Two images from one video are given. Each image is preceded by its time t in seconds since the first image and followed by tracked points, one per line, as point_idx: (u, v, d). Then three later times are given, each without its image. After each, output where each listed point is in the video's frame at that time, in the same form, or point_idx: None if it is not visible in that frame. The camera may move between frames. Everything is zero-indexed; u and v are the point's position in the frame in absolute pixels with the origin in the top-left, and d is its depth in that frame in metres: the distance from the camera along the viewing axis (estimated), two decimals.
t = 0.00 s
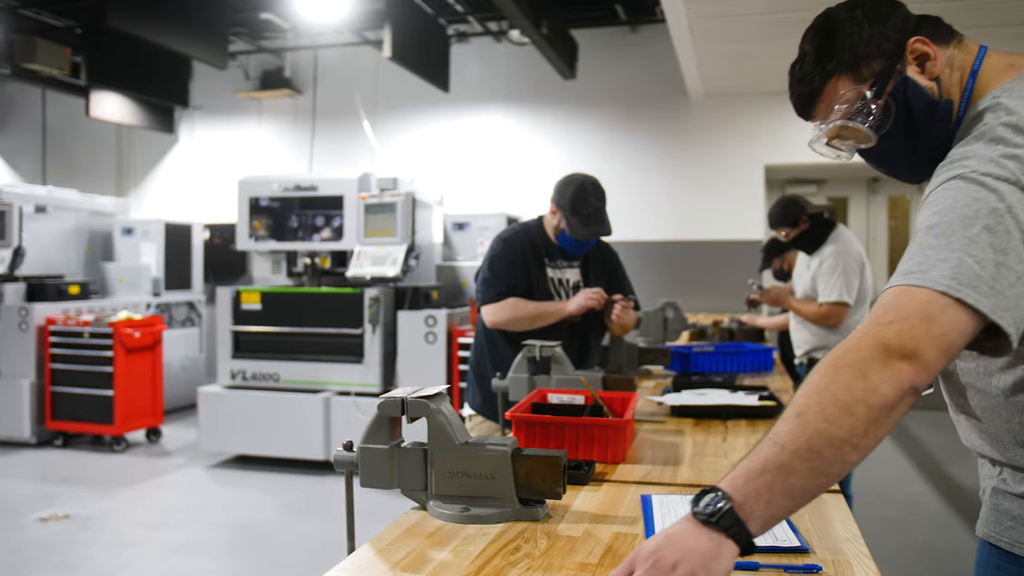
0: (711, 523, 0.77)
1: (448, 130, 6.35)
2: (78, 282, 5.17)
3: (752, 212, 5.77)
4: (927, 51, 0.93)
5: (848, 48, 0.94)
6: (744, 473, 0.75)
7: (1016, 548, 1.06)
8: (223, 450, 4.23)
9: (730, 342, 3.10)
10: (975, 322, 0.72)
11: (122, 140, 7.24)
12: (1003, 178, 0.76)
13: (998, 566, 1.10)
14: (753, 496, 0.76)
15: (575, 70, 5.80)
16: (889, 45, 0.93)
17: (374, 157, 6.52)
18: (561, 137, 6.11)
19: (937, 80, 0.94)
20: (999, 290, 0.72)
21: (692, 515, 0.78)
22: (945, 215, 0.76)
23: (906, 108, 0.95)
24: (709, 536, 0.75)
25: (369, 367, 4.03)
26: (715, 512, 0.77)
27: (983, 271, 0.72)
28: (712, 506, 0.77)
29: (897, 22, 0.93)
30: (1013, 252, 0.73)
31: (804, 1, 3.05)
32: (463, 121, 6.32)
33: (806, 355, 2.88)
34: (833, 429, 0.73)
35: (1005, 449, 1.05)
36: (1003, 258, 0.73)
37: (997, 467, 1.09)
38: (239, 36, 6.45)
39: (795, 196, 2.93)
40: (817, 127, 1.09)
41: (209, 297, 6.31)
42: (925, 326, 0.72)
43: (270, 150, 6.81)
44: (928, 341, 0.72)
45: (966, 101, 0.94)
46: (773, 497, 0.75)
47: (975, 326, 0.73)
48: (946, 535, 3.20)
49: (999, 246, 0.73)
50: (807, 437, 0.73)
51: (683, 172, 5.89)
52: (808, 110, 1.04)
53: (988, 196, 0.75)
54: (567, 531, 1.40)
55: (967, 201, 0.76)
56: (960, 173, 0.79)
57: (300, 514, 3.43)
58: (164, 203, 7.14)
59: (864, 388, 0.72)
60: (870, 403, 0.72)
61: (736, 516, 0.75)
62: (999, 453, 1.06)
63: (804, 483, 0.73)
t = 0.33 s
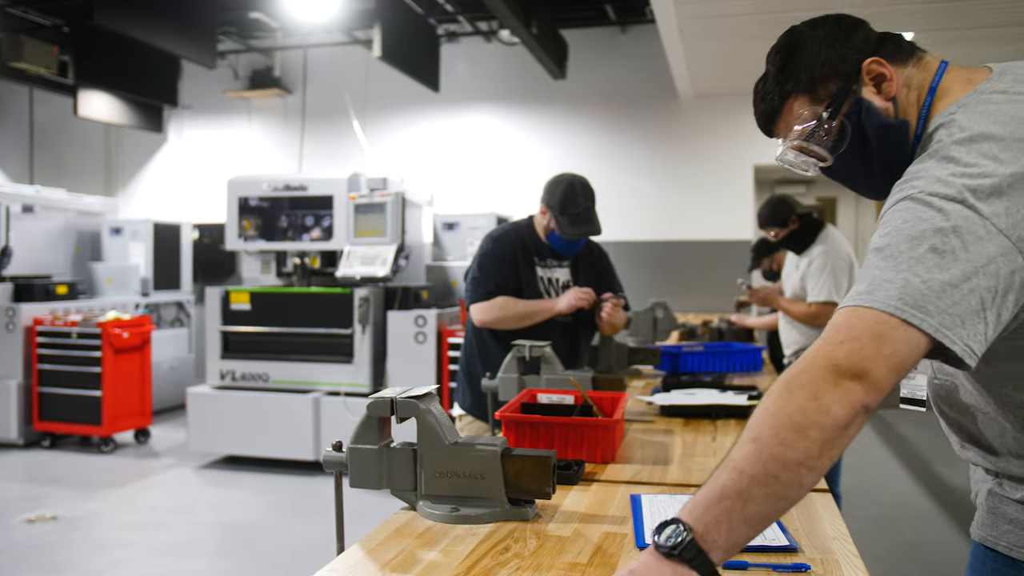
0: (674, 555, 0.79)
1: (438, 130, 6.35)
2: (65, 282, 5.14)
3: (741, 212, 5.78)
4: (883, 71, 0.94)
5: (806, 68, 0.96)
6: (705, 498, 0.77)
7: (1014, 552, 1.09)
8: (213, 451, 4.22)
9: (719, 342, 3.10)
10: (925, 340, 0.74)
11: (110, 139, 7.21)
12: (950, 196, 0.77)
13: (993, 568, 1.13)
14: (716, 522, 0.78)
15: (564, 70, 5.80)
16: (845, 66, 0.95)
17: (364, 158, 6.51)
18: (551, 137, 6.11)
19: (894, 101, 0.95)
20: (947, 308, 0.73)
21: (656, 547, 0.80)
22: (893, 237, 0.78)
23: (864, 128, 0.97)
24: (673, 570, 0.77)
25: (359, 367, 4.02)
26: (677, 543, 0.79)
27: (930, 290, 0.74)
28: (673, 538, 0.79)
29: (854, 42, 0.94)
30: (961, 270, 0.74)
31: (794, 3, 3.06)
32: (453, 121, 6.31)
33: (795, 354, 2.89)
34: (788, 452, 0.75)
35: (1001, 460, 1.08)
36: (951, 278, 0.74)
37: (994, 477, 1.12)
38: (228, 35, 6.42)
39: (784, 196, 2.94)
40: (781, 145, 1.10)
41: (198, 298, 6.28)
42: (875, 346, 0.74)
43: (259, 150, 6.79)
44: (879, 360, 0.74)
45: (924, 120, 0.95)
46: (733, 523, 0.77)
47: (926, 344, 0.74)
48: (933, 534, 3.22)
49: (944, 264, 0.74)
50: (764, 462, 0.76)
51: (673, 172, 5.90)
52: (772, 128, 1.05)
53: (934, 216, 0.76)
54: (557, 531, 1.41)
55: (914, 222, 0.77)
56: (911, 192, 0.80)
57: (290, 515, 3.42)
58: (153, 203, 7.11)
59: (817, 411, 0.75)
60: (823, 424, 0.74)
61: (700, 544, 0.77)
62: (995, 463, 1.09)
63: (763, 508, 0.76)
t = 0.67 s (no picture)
0: (651, 564, 0.79)
1: (428, 130, 6.34)
2: (53, 282, 5.11)
3: (730, 213, 5.80)
4: (848, 92, 0.96)
5: (774, 90, 1.00)
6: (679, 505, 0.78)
7: (1011, 552, 1.10)
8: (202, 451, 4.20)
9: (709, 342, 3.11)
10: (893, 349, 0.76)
11: (99, 139, 7.18)
12: (912, 204, 0.79)
13: (989, 568, 1.14)
14: (692, 531, 0.79)
15: (554, 70, 5.80)
16: (809, 88, 0.98)
17: (353, 157, 6.49)
18: (541, 138, 6.11)
19: (858, 122, 0.97)
20: (913, 313, 0.75)
21: (633, 558, 0.81)
22: (858, 249, 0.80)
23: (829, 149, 1.00)
24: None
25: (349, 367, 4.01)
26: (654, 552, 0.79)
27: (894, 295, 0.75)
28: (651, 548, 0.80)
29: (818, 65, 0.97)
30: (925, 275, 0.75)
31: (783, 3, 3.06)
32: (443, 121, 6.31)
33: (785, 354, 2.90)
34: (762, 461, 0.77)
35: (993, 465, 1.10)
36: (915, 283, 0.75)
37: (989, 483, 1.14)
38: (217, 35, 6.41)
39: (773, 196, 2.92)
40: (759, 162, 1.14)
41: (187, 298, 6.25)
42: (843, 355, 0.76)
43: (248, 150, 6.77)
44: (848, 369, 0.76)
45: (889, 137, 0.96)
46: (710, 533, 0.78)
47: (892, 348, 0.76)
48: (921, 533, 3.23)
49: (909, 269, 0.76)
50: (738, 471, 0.77)
51: (663, 172, 5.91)
52: (745, 145, 1.09)
53: (897, 226, 0.79)
54: (546, 531, 1.41)
55: (878, 233, 0.79)
56: (878, 205, 0.83)
57: (280, 515, 3.41)
58: (141, 202, 7.07)
59: (790, 420, 0.76)
60: (796, 434, 0.76)
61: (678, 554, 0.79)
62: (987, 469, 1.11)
63: (739, 516, 0.77)
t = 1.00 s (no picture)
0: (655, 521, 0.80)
1: (418, 130, 6.34)
2: (41, 282, 5.10)
3: (719, 213, 5.82)
4: (822, 109, 0.98)
5: (753, 111, 1.03)
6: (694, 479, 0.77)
7: (996, 545, 1.10)
8: (192, 452, 4.19)
9: (699, 341, 3.12)
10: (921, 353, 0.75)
11: (87, 138, 7.15)
12: (911, 208, 0.79)
13: (978, 562, 1.14)
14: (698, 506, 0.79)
15: (545, 70, 5.80)
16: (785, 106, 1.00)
17: (343, 157, 6.49)
18: (531, 137, 6.12)
19: (834, 137, 0.98)
20: (926, 317, 0.75)
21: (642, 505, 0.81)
22: (859, 259, 0.80)
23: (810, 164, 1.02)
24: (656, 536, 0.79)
25: (339, 368, 4.01)
26: (662, 513, 0.80)
27: (904, 302, 0.76)
28: (661, 509, 0.79)
29: (792, 84, 0.99)
30: (933, 279, 0.76)
31: (773, 3, 3.07)
32: (433, 120, 6.30)
33: (775, 353, 2.91)
34: (790, 461, 0.75)
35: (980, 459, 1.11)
36: (923, 289, 0.75)
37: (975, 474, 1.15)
38: (207, 34, 6.39)
39: (763, 196, 2.93)
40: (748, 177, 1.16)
41: (177, 298, 6.24)
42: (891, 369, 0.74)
43: (238, 149, 6.75)
44: (895, 387, 0.74)
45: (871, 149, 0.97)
46: (717, 513, 0.78)
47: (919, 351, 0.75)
48: (909, 531, 3.25)
49: (915, 275, 0.76)
50: (762, 463, 0.76)
51: (652, 172, 5.93)
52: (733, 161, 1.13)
53: (894, 232, 0.79)
54: (536, 530, 1.40)
55: (876, 242, 0.80)
56: (874, 211, 0.82)
57: (271, 516, 3.40)
58: (130, 202, 7.04)
59: (829, 429, 0.75)
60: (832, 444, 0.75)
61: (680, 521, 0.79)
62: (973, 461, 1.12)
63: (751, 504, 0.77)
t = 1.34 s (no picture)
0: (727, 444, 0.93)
1: (409, 130, 6.33)
2: (29, 282, 5.15)
3: (709, 213, 5.84)
4: (801, 126, 1.05)
5: (751, 129, 1.14)
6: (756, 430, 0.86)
7: (978, 534, 1.11)
8: (181, 453, 4.17)
9: (689, 341, 3.13)
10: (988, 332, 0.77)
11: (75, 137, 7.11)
12: (926, 199, 0.83)
13: (961, 553, 1.15)
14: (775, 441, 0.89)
15: (535, 70, 5.80)
16: (776, 125, 1.09)
17: (333, 157, 6.47)
18: (522, 138, 6.12)
19: (821, 149, 1.04)
20: (975, 297, 0.78)
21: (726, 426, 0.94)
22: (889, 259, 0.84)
23: (804, 174, 1.10)
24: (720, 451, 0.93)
25: (329, 368, 4.00)
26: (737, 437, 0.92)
27: (943, 288, 0.79)
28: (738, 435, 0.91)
29: (778, 104, 1.07)
30: (965, 262, 0.80)
31: (763, 4, 3.08)
32: (423, 120, 6.30)
33: (764, 353, 2.91)
34: (861, 430, 0.81)
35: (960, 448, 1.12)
36: (959, 272, 0.79)
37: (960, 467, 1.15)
38: (196, 33, 6.37)
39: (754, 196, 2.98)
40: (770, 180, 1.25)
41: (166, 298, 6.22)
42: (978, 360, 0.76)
43: (227, 149, 6.73)
44: (982, 377, 0.76)
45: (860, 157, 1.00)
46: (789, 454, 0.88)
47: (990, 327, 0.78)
48: (897, 530, 3.26)
49: (946, 260, 0.80)
50: (832, 431, 0.83)
51: (642, 172, 5.94)
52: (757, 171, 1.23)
53: (919, 229, 0.82)
54: (526, 530, 1.40)
55: (901, 242, 0.83)
56: (885, 208, 0.86)
57: (260, 517, 3.39)
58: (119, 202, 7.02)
59: (907, 414, 0.78)
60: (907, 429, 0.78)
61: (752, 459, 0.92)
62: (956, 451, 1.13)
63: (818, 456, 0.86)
